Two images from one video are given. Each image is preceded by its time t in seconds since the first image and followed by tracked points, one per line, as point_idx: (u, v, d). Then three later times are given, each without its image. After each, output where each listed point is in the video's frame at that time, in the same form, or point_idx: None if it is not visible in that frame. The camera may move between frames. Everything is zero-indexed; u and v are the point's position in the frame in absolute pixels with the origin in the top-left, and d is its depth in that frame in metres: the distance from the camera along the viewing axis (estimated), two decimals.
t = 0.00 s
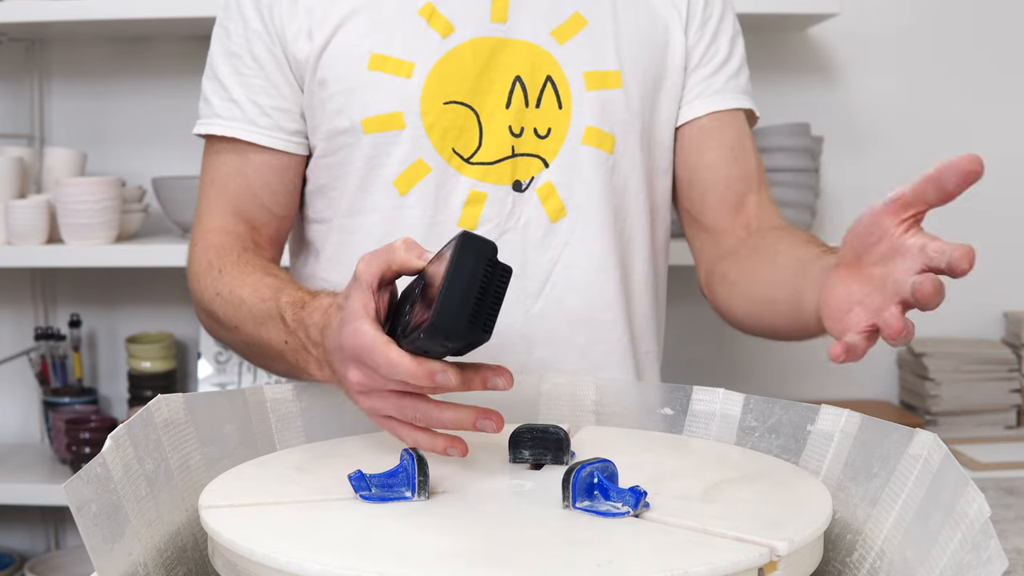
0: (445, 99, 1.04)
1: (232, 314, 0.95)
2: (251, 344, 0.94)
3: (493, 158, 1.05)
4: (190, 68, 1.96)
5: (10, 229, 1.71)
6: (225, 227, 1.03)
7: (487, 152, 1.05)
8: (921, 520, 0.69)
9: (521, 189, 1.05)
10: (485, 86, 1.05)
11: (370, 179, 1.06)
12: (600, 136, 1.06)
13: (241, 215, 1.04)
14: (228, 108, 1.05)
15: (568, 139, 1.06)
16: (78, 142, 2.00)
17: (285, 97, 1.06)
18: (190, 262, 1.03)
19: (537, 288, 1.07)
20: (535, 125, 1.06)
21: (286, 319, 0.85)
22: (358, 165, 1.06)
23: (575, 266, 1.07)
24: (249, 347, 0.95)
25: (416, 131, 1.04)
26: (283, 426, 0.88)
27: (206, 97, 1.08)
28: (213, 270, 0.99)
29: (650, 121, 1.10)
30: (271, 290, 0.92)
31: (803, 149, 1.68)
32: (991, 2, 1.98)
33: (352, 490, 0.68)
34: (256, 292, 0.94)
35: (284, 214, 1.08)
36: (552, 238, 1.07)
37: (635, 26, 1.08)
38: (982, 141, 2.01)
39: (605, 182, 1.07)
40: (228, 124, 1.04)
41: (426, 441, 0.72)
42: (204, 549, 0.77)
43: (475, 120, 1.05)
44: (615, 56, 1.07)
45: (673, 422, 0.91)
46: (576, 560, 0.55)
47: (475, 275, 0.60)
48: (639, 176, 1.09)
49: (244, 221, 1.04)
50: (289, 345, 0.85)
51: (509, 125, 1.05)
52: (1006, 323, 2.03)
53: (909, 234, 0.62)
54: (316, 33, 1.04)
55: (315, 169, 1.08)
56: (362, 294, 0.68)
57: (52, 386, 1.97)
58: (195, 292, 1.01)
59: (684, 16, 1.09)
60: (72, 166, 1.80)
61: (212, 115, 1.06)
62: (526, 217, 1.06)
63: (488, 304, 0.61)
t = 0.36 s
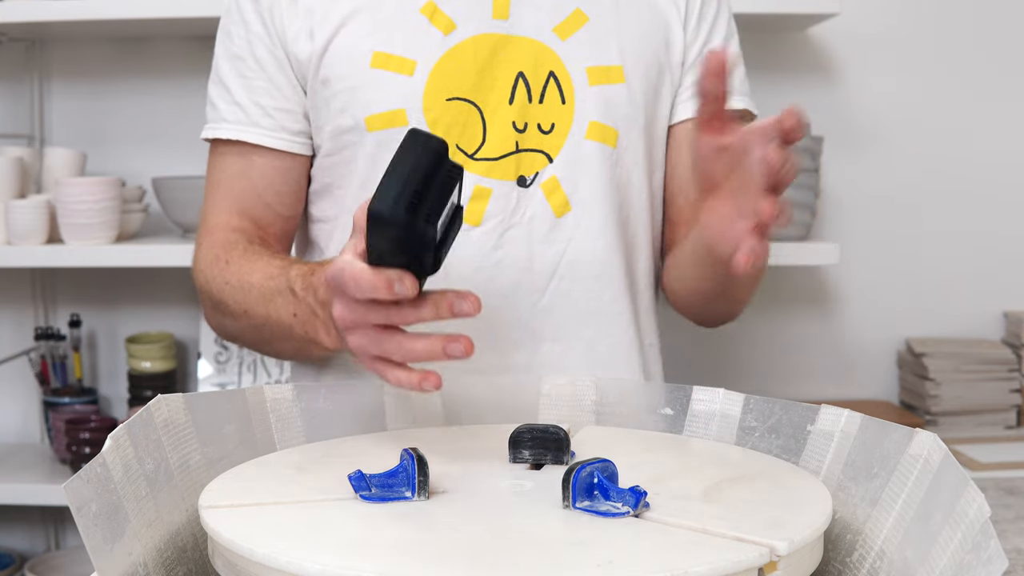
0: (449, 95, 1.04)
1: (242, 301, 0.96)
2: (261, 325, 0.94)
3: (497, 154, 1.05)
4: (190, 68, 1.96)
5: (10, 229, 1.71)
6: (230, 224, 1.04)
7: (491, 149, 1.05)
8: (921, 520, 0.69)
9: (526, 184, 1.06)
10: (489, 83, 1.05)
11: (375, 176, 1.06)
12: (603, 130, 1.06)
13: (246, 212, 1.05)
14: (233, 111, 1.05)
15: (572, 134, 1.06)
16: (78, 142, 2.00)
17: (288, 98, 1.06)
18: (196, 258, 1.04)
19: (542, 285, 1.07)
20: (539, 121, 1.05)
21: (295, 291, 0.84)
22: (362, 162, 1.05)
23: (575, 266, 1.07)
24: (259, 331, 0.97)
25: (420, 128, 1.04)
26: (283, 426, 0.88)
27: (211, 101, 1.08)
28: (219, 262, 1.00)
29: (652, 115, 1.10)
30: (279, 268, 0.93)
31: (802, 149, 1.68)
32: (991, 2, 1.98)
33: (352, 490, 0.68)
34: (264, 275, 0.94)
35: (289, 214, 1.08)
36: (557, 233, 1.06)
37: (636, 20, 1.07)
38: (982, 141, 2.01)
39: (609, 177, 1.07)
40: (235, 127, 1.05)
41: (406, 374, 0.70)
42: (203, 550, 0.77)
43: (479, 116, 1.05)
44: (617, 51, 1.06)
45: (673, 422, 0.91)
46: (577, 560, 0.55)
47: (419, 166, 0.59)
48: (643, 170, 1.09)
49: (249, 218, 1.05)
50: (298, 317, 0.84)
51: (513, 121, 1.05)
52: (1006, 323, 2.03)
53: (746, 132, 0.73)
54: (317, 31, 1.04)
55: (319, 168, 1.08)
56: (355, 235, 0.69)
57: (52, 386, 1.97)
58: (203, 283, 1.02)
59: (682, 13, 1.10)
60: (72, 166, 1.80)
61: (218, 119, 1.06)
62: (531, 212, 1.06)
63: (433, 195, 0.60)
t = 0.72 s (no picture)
0: (444, 98, 1.04)
1: (250, 315, 0.95)
2: (273, 343, 0.94)
3: (492, 156, 1.05)
4: (190, 68, 1.96)
5: (10, 229, 1.70)
6: (233, 230, 1.03)
7: (486, 151, 1.05)
8: (921, 520, 0.69)
9: (521, 186, 1.06)
10: (483, 85, 1.05)
11: (371, 178, 1.06)
12: (599, 132, 1.07)
13: (248, 217, 1.05)
14: (230, 112, 1.05)
15: (567, 136, 1.07)
16: (78, 142, 2.00)
17: (285, 100, 1.06)
18: (200, 265, 1.03)
19: (538, 285, 1.08)
20: (535, 123, 1.06)
21: (305, 314, 0.84)
22: (359, 164, 1.05)
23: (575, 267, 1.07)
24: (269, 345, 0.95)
25: (415, 131, 1.04)
26: (283, 426, 0.88)
27: (208, 102, 1.07)
28: (225, 274, 0.99)
29: (647, 117, 1.11)
30: (288, 286, 0.92)
31: (802, 149, 1.68)
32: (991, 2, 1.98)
33: (352, 490, 0.68)
34: (271, 291, 0.93)
35: (290, 215, 1.08)
36: (552, 233, 1.07)
37: (630, 21, 1.08)
38: (982, 141, 2.02)
39: (606, 178, 1.08)
40: (231, 128, 1.04)
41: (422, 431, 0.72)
42: (203, 549, 0.77)
43: (475, 119, 1.05)
44: (611, 53, 1.07)
45: (673, 422, 0.91)
46: (577, 560, 0.55)
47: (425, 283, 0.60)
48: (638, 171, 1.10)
49: (251, 223, 1.05)
50: (311, 339, 0.84)
51: (508, 123, 1.05)
52: (1006, 323, 2.04)
53: (716, 212, 0.73)
54: (314, 33, 1.04)
55: (317, 170, 1.08)
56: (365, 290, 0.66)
57: (52, 386, 1.97)
58: (208, 293, 1.01)
59: (675, 16, 1.10)
60: (72, 166, 1.80)
61: (214, 120, 1.06)
62: (526, 214, 1.06)
63: (438, 309, 0.61)
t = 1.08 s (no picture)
0: (445, 99, 1.04)
1: (253, 311, 0.94)
2: (276, 339, 0.93)
3: (493, 157, 1.05)
4: (191, 68, 1.95)
5: (10, 229, 1.70)
6: (229, 223, 1.02)
7: (487, 152, 1.05)
8: (921, 520, 0.69)
9: (521, 188, 1.06)
10: (484, 86, 1.05)
11: (370, 179, 1.06)
12: (599, 136, 1.07)
13: (246, 211, 1.03)
14: (229, 103, 1.03)
15: (567, 138, 1.07)
16: (78, 142, 2.00)
17: (285, 92, 1.05)
18: (195, 259, 1.02)
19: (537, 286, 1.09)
20: (535, 125, 1.06)
21: (314, 312, 0.85)
22: (357, 163, 1.05)
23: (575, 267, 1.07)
24: (270, 342, 0.95)
25: (416, 131, 1.04)
26: (283, 426, 0.88)
27: (203, 91, 1.05)
28: (226, 267, 0.98)
29: (644, 119, 1.11)
30: (295, 283, 0.92)
31: (802, 149, 1.68)
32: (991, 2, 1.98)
33: (352, 490, 0.68)
34: (277, 288, 0.93)
35: (288, 207, 1.08)
36: (551, 236, 1.08)
37: (629, 24, 1.08)
38: (982, 141, 2.02)
39: (605, 181, 1.08)
40: (231, 119, 1.03)
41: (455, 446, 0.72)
42: (203, 549, 0.77)
43: (476, 120, 1.05)
44: (612, 57, 1.07)
45: (673, 422, 0.91)
46: (577, 560, 0.55)
47: (531, 314, 0.59)
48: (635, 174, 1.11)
49: (249, 216, 1.03)
50: (320, 338, 0.85)
51: (509, 125, 1.05)
52: (1005, 323, 2.04)
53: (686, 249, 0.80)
54: (316, 29, 1.03)
55: (311, 166, 1.07)
56: (404, 294, 0.66)
57: (52, 386, 1.97)
58: (206, 288, 0.99)
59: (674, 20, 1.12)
60: (72, 166, 1.80)
61: (211, 110, 1.04)
62: (526, 215, 1.07)
63: (539, 342, 0.60)
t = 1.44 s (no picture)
0: (440, 98, 1.04)
1: (246, 315, 0.94)
2: (270, 342, 0.93)
3: (488, 156, 1.05)
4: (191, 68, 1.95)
5: (10, 229, 1.70)
6: (225, 221, 1.01)
7: (482, 151, 1.05)
8: (921, 520, 0.69)
9: (516, 187, 1.06)
10: (479, 85, 1.05)
11: (363, 179, 1.05)
12: (594, 134, 1.08)
13: (241, 209, 1.03)
14: (223, 100, 1.02)
15: (561, 137, 1.07)
16: (78, 142, 2.00)
17: (280, 90, 1.04)
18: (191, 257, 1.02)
19: (533, 285, 1.09)
20: (529, 124, 1.06)
21: (304, 317, 0.85)
22: (351, 163, 1.05)
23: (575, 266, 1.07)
24: (264, 344, 0.95)
25: (411, 130, 1.04)
26: (283, 426, 0.88)
27: (197, 88, 1.05)
28: (219, 268, 0.97)
29: (639, 118, 1.12)
30: (285, 288, 0.92)
31: (802, 149, 1.68)
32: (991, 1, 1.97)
33: (352, 490, 0.68)
34: (268, 291, 0.93)
35: (283, 205, 1.08)
36: (546, 236, 1.08)
37: (622, 23, 1.09)
38: (982, 141, 2.02)
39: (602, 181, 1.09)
40: (225, 116, 1.02)
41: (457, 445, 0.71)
42: (203, 549, 0.78)
43: (470, 119, 1.05)
44: (606, 56, 1.08)
45: (673, 422, 0.91)
46: (577, 560, 0.55)
47: (490, 343, 0.59)
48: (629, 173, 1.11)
49: (245, 215, 1.03)
50: (310, 343, 0.86)
51: (504, 124, 1.05)
52: (1005, 323, 2.04)
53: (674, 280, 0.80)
54: (313, 28, 1.03)
55: (306, 165, 1.07)
56: (383, 304, 0.67)
57: (52, 386, 1.97)
58: (202, 287, 0.99)
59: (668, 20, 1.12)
60: (73, 166, 1.80)
61: (205, 106, 1.03)
62: (521, 215, 1.07)
63: (500, 365, 0.60)
